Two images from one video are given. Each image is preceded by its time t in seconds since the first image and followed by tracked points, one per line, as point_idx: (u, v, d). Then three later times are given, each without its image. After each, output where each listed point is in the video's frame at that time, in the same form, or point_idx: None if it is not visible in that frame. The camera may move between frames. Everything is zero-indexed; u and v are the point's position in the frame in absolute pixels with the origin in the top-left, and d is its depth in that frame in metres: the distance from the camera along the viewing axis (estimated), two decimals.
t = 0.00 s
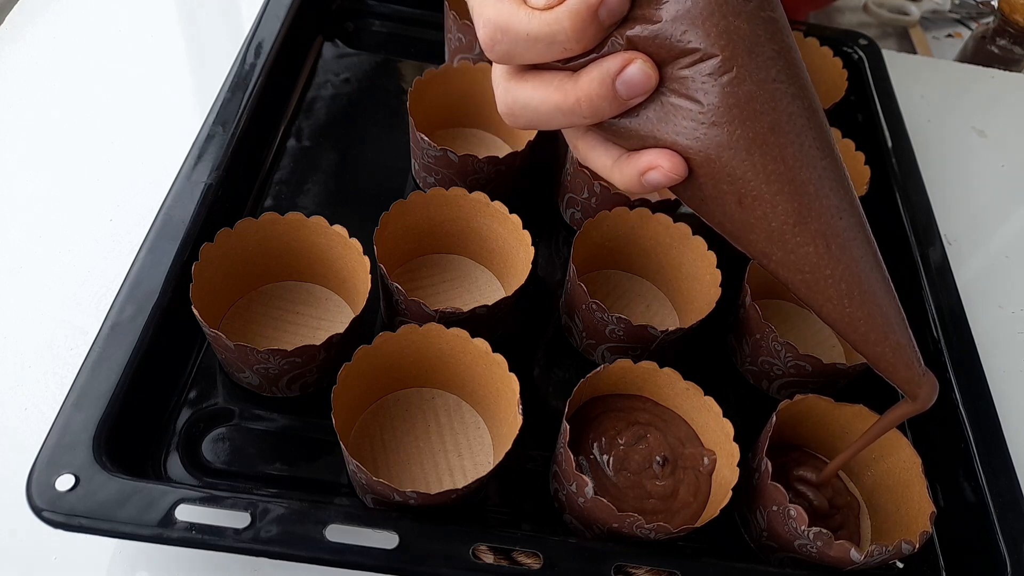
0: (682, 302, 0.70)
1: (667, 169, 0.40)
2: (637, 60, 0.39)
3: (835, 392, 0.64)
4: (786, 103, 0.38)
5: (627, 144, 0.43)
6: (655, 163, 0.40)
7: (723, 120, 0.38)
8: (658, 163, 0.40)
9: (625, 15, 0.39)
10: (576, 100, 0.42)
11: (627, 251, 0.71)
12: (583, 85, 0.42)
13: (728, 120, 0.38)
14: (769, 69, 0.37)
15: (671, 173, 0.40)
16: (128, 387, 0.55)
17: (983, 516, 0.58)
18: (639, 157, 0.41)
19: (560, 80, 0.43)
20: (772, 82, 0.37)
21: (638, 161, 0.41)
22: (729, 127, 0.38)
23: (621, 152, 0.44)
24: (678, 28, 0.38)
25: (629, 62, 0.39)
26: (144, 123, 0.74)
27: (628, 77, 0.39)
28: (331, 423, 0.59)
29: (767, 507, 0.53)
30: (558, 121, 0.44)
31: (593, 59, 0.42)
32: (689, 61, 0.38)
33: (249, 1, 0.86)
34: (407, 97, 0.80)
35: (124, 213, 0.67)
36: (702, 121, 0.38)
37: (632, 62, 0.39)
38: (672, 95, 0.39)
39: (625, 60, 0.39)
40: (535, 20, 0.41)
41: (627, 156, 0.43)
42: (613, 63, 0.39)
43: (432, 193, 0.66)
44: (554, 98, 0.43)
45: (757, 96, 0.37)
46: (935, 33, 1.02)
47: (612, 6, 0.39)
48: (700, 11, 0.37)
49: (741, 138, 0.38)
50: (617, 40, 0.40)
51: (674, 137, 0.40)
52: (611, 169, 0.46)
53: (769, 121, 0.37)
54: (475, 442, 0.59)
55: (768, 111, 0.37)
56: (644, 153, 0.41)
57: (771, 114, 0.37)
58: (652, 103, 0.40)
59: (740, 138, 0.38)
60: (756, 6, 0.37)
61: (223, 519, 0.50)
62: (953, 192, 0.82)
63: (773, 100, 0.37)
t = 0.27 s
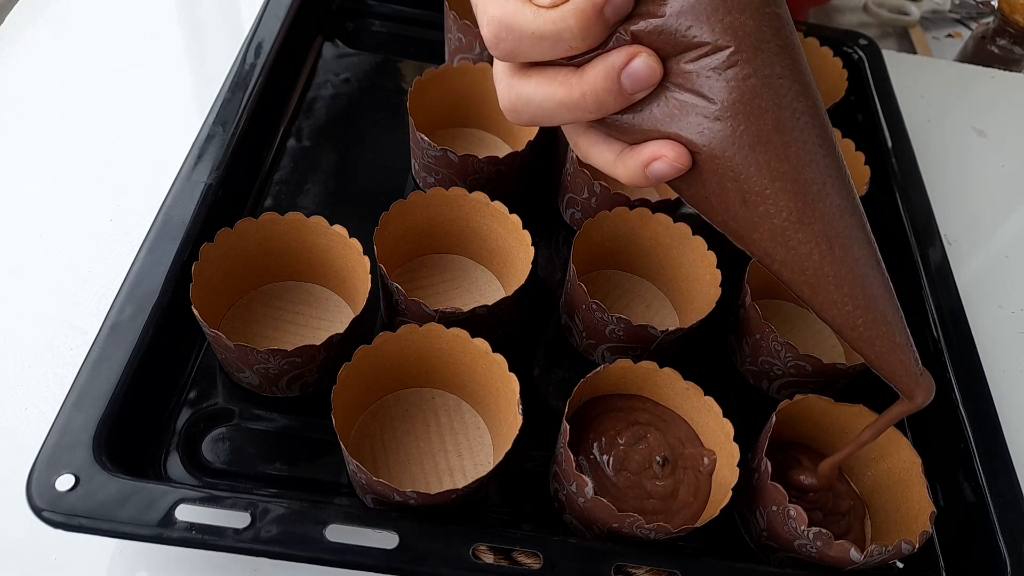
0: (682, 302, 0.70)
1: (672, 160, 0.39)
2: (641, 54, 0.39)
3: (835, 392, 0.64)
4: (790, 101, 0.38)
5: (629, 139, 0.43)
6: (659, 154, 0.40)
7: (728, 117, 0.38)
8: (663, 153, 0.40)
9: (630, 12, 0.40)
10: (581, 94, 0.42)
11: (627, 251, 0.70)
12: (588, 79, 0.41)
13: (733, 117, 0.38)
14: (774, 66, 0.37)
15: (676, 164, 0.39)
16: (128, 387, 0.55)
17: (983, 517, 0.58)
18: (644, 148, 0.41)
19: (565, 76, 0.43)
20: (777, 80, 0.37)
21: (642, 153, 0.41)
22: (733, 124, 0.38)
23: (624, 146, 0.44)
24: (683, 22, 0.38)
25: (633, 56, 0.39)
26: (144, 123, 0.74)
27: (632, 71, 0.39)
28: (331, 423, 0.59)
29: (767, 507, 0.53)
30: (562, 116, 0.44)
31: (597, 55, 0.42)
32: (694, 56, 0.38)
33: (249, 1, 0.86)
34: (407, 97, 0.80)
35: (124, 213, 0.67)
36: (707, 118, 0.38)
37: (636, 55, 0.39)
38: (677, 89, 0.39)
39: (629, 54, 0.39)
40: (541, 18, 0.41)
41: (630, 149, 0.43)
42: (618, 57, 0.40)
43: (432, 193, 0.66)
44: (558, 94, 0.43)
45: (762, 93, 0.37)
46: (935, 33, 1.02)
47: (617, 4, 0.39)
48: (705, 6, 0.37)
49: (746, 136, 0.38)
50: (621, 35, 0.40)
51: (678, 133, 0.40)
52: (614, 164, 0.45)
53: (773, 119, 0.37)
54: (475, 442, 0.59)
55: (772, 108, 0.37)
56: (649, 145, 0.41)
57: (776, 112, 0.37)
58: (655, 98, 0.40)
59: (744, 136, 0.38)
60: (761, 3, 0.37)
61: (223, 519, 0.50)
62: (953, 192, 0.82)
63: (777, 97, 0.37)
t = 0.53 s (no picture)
0: (682, 302, 0.70)
1: (680, 156, 0.39)
2: (649, 52, 0.39)
3: (835, 392, 0.64)
4: (799, 101, 0.38)
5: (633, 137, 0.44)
6: (667, 150, 0.40)
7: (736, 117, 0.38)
8: (671, 149, 0.40)
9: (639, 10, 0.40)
10: (590, 92, 0.42)
11: (627, 251, 0.70)
12: (596, 78, 0.41)
13: (742, 116, 0.38)
14: (782, 66, 0.38)
15: (683, 160, 0.39)
16: (129, 387, 0.55)
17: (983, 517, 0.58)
18: (651, 145, 0.41)
19: (572, 75, 0.43)
20: (786, 79, 0.38)
21: (650, 150, 0.41)
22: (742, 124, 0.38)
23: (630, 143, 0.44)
24: (694, 21, 0.38)
25: (642, 54, 0.39)
26: (144, 122, 0.74)
27: (642, 69, 0.39)
28: (331, 423, 0.59)
29: (767, 507, 0.53)
30: (571, 115, 0.44)
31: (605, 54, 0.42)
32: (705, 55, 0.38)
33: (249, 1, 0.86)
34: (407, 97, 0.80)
35: (124, 213, 0.67)
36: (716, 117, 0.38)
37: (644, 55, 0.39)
38: (687, 87, 0.39)
39: (637, 52, 0.39)
40: (550, 18, 0.41)
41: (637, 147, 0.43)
42: (626, 55, 0.40)
43: (432, 193, 0.66)
44: (566, 92, 0.43)
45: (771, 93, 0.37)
46: (935, 33, 1.02)
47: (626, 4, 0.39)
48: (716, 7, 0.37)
49: (755, 135, 0.38)
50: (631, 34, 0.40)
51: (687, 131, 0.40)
52: (621, 161, 0.45)
53: (782, 119, 0.37)
54: (475, 442, 0.59)
55: (781, 108, 0.37)
56: (657, 141, 0.41)
57: (784, 111, 0.37)
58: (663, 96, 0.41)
59: (753, 135, 0.38)
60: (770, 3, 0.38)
61: (223, 519, 0.50)
62: (953, 192, 0.82)
63: (786, 97, 0.37)
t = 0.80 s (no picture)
0: (682, 302, 0.70)
1: (694, 137, 0.40)
2: (660, 42, 0.39)
3: (835, 392, 0.64)
4: (811, 90, 0.38)
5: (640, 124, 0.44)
6: (679, 132, 0.40)
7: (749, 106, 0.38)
8: (683, 131, 0.40)
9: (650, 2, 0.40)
10: (601, 85, 0.42)
11: (628, 251, 0.70)
12: (608, 71, 0.42)
13: (753, 106, 0.38)
14: (794, 56, 0.38)
15: (697, 140, 0.40)
16: (128, 387, 0.55)
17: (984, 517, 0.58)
18: (661, 129, 0.41)
19: (582, 68, 0.43)
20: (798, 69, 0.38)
21: (660, 135, 0.41)
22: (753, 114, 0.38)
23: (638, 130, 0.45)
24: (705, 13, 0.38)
25: (653, 45, 0.39)
26: (144, 122, 0.74)
27: (653, 60, 0.39)
28: (331, 424, 0.59)
29: (767, 507, 0.53)
30: (582, 109, 0.44)
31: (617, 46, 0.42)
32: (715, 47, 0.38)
33: (248, 1, 0.86)
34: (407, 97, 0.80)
35: (123, 213, 0.67)
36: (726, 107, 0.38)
37: (655, 44, 0.39)
38: (698, 78, 0.40)
39: (648, 43, 0.39)
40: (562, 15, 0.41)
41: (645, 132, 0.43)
42: (637, 47, 0.40)
43: (432, 193, 0.66)
44: (577, 86, 0.43)
45: (783, 82, 0.37)
46: (935, 33, 1.02)
47: None
48: None
49: (767, 125, 0.38)
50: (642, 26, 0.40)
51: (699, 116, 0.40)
52: (631, 148, 0.45)
53: (795, 109, 0.37)
54: (475, 442, 0.59)
55: (793, 98, 0.37)
56: (667, 125, 0.41)
57: (797, 101, 0.37)
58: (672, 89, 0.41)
59: (765, 126, 0.38)
60: None
61: (222, 519, 0.50)
62: (954, 192, 0.82)
63: (798, 87, 0.37)
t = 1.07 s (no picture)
0: (682, 302, 0.70)
1: (692, 126, 0.39)
2: (660, 40, 0.39)
3: (835, 392, 0.64)
4: (812, 89, 0.38)
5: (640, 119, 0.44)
6: (676, 123, 0.40)
7: (750, 104, 0.38)
8: (681, 119, 0.40)
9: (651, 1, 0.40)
10: (604, 86, 0.42)
11: (628, 251, 0.70)
12: (609, 70, 0.42)
13: (755, 105, 0.38)
14: (796, 54, 0.37)
15: (695, 129, 0.40)
16: (128, 387, 0.55)
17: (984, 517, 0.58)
18: (659, 120, 0.42)
19: (583, 66, 0.43)
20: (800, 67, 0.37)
21: (659, 126, 0.41)
22: (755, 112, 0.38)
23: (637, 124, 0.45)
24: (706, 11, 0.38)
25: (653, 43, 0.39)
26: (144, 122, 0.74)
27: (653, 59, 0.39)
28: (331, 424, 0.59)
29: (767, 507, 0.53)
30: (584, 108, 0.44)
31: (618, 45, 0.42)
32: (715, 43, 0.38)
33: (249, 1, 0.86)
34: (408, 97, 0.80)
35: (124, 213, 0.67)
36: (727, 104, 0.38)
37: (654, 40, 0.39)
38: (699, 76, 0.40)
39: (648, 42, 0.39)
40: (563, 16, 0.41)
41: (644, 125, 0.43)
42: (637, 45, 0.40)
43: (432, 193, 0.66)
44: (578, 85, 0.43)
45: (784, 81, 0.37)
46: (935, 34, 1.02)
47: None
48: None
49: (768, 124, 0.38)
50: (644, 24, 0.40)
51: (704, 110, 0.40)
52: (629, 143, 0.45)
53: (796, 108, 0.37)
54: (475, 442, 0.59)
55: (795, 97, 0.37)
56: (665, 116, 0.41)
57: (799, 100, 0.37)
58: (674, 85, 0.41)
59: (766, 124, 0.38)
60: None
61: (222, 519, 0.50)
62: (954, 192, 0.82)
63: (800, 86, 0.37)
